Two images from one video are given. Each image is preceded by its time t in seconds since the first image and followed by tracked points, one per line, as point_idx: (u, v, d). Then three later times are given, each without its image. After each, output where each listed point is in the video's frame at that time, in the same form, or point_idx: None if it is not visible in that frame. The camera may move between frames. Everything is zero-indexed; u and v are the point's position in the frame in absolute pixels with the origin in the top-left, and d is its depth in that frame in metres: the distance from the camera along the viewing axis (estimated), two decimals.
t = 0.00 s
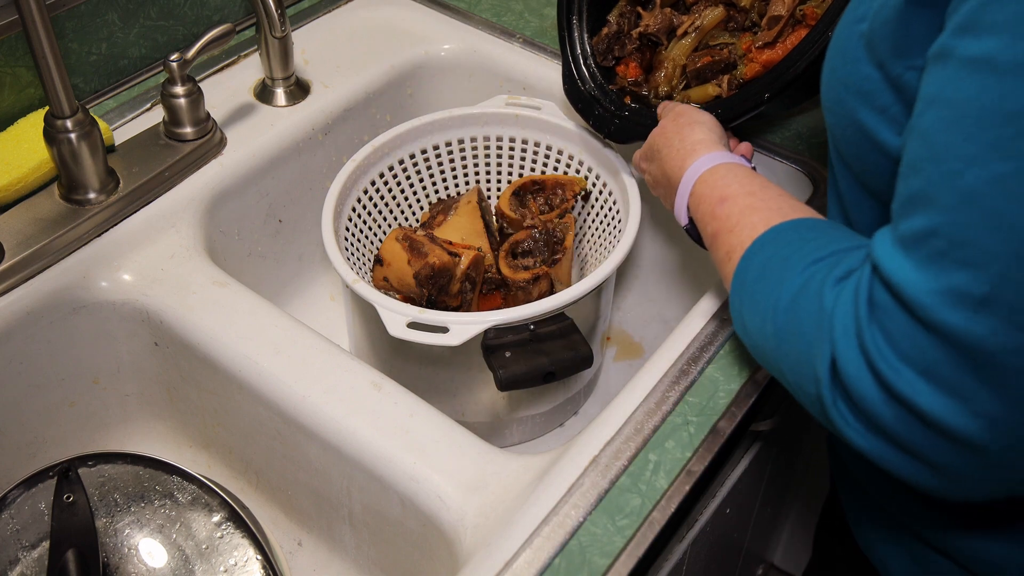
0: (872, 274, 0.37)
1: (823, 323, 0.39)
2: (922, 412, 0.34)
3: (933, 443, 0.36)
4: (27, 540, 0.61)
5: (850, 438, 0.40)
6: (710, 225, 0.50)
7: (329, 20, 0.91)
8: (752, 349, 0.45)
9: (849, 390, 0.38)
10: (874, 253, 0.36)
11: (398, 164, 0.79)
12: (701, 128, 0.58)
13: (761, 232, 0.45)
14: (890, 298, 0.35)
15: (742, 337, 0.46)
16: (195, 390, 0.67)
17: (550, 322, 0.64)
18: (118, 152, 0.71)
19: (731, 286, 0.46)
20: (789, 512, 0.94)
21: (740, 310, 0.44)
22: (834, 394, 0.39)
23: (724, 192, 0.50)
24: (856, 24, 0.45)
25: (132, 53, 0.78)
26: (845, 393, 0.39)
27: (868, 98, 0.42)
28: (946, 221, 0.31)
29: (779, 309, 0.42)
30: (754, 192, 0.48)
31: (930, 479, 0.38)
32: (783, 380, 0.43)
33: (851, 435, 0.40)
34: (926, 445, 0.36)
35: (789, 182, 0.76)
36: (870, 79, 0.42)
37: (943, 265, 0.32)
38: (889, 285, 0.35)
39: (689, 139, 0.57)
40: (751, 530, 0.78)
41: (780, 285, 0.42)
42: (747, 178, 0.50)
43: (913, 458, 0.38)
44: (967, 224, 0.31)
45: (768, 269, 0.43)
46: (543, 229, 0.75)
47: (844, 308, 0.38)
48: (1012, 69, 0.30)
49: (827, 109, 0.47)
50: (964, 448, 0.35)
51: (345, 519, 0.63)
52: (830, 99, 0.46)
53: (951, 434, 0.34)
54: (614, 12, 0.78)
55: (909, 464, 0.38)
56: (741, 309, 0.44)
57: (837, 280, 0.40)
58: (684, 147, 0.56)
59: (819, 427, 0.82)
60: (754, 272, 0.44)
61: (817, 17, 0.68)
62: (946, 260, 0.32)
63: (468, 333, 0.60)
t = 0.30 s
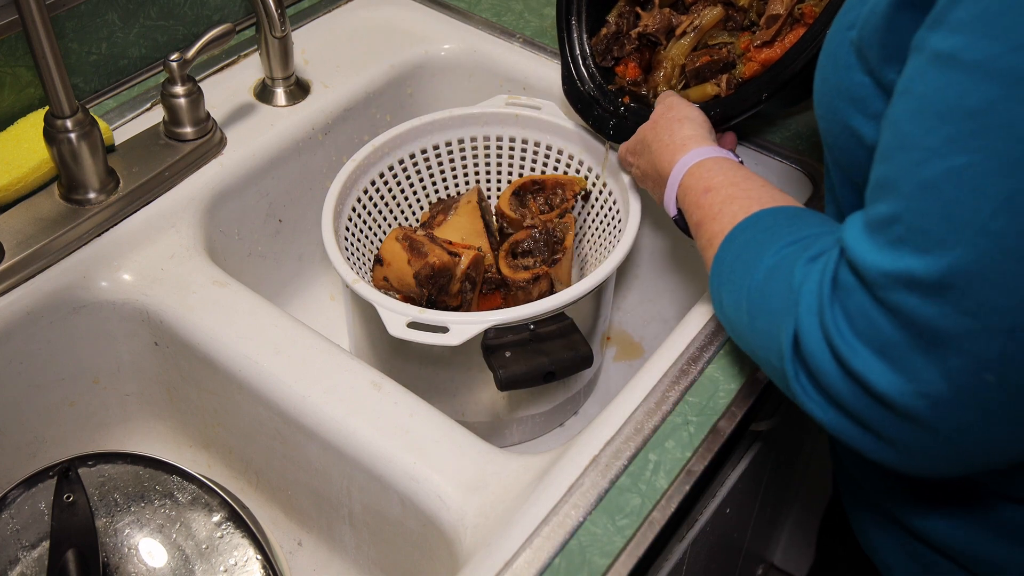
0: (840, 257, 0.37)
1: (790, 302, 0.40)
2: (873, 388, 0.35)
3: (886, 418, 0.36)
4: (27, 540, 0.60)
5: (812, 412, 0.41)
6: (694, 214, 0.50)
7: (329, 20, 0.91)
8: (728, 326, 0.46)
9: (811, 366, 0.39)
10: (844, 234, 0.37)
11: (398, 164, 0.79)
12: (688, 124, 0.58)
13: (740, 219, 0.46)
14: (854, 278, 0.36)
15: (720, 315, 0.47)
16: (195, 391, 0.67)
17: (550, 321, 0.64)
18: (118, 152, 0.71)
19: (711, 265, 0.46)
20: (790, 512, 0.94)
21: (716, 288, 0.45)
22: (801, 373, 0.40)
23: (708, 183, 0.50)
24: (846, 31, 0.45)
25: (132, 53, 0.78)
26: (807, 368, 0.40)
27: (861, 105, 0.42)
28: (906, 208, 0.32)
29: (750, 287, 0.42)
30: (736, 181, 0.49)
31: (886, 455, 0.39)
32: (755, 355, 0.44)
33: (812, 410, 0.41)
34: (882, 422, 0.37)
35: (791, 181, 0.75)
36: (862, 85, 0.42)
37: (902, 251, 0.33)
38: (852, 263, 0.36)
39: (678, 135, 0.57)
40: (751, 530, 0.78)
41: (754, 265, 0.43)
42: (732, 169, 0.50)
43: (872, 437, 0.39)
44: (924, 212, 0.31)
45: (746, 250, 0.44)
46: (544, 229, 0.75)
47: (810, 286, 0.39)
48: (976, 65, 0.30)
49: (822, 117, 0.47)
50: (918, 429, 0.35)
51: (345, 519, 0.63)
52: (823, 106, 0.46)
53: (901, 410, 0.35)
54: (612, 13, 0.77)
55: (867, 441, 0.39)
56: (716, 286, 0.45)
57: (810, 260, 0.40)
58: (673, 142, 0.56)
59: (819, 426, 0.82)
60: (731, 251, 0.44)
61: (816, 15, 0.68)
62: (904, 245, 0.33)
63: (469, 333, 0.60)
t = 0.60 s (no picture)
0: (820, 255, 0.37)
1: (773, 299, 0.40)
2: (847, 388, 0.35)
3: (862, 417, 0.36)
4: (27, 540, 0.61)
5: (795, 408, 0.41)
6: (700, 205, 0.50)
7: (329, 20, 0.91)
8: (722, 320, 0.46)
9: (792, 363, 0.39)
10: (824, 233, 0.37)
11: (398, 164, 0.79)
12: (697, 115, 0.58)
13: (743, 210, 0.45)
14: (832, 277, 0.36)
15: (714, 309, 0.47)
16: (195, 390, 0.67)
17: (550, 321, 0.64)
18: (118, 152, 0.71)
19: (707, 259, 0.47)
20: (790, 512, 0.94)
21: (710, 281, 0.46)
22: (784, 367, 0.41)
23: (715, 174, 0.50)
24: (831, 37, 0.45)
25: (132, 53, 0.78)
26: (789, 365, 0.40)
27: (847, 110, 0.42)
28: (878, 209, 0.32)
29: (738, 283, 0.43)
30: (742, 172, 0.48)
31: (867, 452, 0.39)
32: (746, 349, 0.44)
33: (795, 407, 0.41)
34: (859, 421, 0.37)
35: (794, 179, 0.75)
36: (849, 91, 0.42)
37: (874, 251, 0.33)
38: (831, 262, 0.35)
39: (687, 126, 0.57)
40: (751, 530, 0.78)
41: (744, 259, 0.43)
42: (739, 161, 0.50)
43: (850, 435, 0.38)
44: (894, 213, 0.31)
45: (737, 243, 0.44)
46: (544, 229, 0.75)
47: (792, 284, 0.39)
48: (942, 72, 0.30)
49: (811, 124, 0.47)
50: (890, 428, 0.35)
51: (345, 519, 0.63)
52: (812, 111, 0.47)
53: (875, 409, 0.35)
54: (611, 13, 0.77)
55: (847, 439, 0.39)
56: (710, 281, 0.46)
57: (795, 258, 0.40)
58: (682, 134, 0.56)
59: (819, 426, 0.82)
60: (723, 248, 0.45)
61: (812, 14, 0.68)
62: (876, 246, 0.33)
63: (469, 333, 0.60)
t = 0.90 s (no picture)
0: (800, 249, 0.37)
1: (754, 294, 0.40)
2: (823, 381, 0.35)
3: (838, 411, 0.36)
4: (27, 540, 0.61)
5: (775, 402, 0.41)
6: (689, 197, 0.50)
7: (329, 19, 0.91)
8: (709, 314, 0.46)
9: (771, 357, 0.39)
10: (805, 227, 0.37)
11: (398, 164, 0.79)
12: (691, 107, 0.58)
13: (728, 203, 0.45)
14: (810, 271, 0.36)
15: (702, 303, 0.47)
16: (195, 390, 0.67)
17: (549, 321, 0.64)
18: (118, 152, 0.71)
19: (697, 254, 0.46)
20: (790, 512, 0.95)
21: (697, 274, 0.45)
22: (764, 361, 0.40)
23: (703, 167, 0.50)
24: (816, 36, 0.45)
25: (132, 52, 0.78)
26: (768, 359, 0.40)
27: (831, 108, 0.43)
28: (853, 203, 0.32)
29: (722, 277, 0.42)
30: (730, 165, 0.48)
31: (845, 448, 0.39)
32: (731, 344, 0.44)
33: (775, 401, 0.41)
34: (835, 415, 0.37)
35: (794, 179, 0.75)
36: (835, 88, 0.42)
37: (849, 244, 0.33)
38: (809, 256, 0.35)
39: (680, 118, 0.57)
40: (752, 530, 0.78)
41: (728, 253, 0.43)
42: (727, 154, 0.50)
43: (829, 429, 0.38)
44: (868, 207, 0.31)
45: (723, 237, 0.44)
46: (544, 229, 0.75)
47: (773, 278, 0.39)
48: (915, 65, 0.29)
49: (799, 122, 0.47)
50: (868, 423, 0.35)
51: (345, 518, 0.63)
52: (799, 109, 0.46)
53: (850, 403, 0.35)
54: (610, 12, 0.77)
55: (826, 433, 0.39)
56: (696, 274, 0.46)
57: (778, 253, 0.40)
58: (674, 126, 0.56)
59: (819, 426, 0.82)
60: (710, 241, 0.44)
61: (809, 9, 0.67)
62: (852, 239, 0.33)
63: (469, 333, 0.60)
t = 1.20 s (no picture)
0: (783, 242, 0.37)
1: (739, 286, 0.40)
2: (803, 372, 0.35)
3: (818, 403, 0.36)
4: (27, 540, 0.60)
5: (759, 395, 0.41)
6: (683, 202, 0.50)
7: (329, 19, 0.91)
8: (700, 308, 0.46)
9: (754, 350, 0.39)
10: (788, 219, 0.37)
11: (398, 164, 0.79)
12: (690, 112, 0.58)
13: (721, 201, 0.45)
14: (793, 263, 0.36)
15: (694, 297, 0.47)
16: (195, 390, 0.67)
17: (550, 321, 0.64)
18: (118, 152, 0.71)
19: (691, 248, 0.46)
20: (791, 511, 0.95)
21: (689, 269, 0.45)
22: (748, 354, 0.40)
23: (696, 170, 0.50)
24: (803, 31, 0.44)
25: (132, 52, 0.78)
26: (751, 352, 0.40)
27: (819, 104, 0.42)
28: (831, 194, 0.32)
29: (711, 271, 0.42)
30: (721, 165, 0.49)
31: (828, 439, 0.39)
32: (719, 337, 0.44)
33: (759, 394, 0.41)
34: (815, 406, 0.37)
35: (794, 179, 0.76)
36: (818, 84, 0.42)
37: (827, 235, 0.33)
38: (790, 248, 0.35)
39: (677, 123, 0.57)
40: (751, 529, 0.78)
41: (717, 248, 0.43)
42: (718, 155, 0.50)
43: (810, 421, 0.38)
44: (845, 196, 0.31)
45: (712, 232, 0.44)
46: (543, 229, 0.75)
47: (758, 271, 0.39)
48: (888, 53, 0.29)
49: (788, 119, 0.46)
50: (848, 414, 0.35)
51: (345, 518, 0.63)
52: (788, 109, 0.46)
53: (829, 393, 0.35)
54: (603, 19, 0.78)
55: (809, 426, 0.39)
56: (688, 269, 0.46)
57: (765, 245, 0.40)
58: (672, 132, 0.57)
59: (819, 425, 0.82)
60: (701, 237, 0.44)
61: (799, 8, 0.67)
62: (830, 230, 0.33)
63: (468, 333, 0.60)
